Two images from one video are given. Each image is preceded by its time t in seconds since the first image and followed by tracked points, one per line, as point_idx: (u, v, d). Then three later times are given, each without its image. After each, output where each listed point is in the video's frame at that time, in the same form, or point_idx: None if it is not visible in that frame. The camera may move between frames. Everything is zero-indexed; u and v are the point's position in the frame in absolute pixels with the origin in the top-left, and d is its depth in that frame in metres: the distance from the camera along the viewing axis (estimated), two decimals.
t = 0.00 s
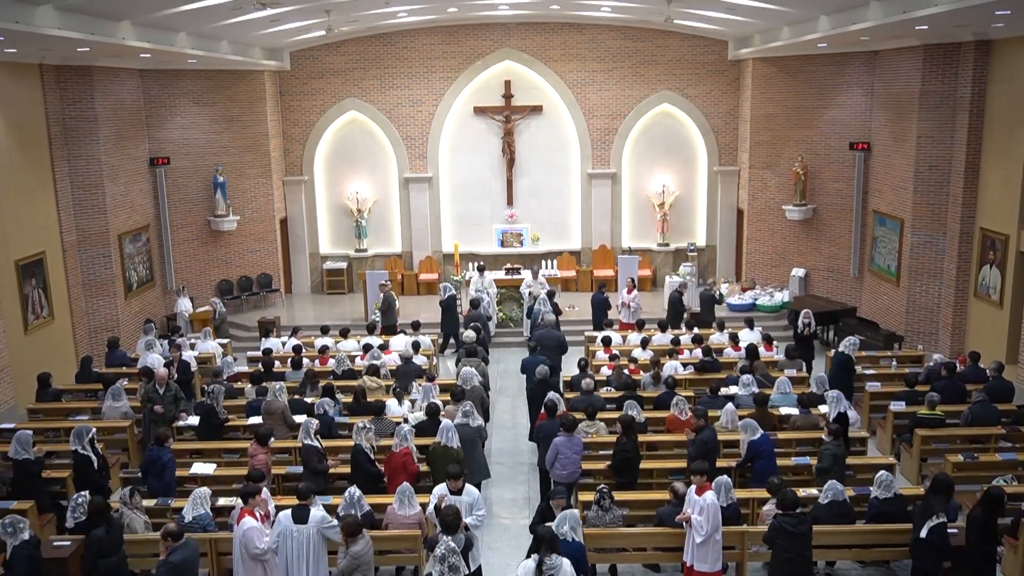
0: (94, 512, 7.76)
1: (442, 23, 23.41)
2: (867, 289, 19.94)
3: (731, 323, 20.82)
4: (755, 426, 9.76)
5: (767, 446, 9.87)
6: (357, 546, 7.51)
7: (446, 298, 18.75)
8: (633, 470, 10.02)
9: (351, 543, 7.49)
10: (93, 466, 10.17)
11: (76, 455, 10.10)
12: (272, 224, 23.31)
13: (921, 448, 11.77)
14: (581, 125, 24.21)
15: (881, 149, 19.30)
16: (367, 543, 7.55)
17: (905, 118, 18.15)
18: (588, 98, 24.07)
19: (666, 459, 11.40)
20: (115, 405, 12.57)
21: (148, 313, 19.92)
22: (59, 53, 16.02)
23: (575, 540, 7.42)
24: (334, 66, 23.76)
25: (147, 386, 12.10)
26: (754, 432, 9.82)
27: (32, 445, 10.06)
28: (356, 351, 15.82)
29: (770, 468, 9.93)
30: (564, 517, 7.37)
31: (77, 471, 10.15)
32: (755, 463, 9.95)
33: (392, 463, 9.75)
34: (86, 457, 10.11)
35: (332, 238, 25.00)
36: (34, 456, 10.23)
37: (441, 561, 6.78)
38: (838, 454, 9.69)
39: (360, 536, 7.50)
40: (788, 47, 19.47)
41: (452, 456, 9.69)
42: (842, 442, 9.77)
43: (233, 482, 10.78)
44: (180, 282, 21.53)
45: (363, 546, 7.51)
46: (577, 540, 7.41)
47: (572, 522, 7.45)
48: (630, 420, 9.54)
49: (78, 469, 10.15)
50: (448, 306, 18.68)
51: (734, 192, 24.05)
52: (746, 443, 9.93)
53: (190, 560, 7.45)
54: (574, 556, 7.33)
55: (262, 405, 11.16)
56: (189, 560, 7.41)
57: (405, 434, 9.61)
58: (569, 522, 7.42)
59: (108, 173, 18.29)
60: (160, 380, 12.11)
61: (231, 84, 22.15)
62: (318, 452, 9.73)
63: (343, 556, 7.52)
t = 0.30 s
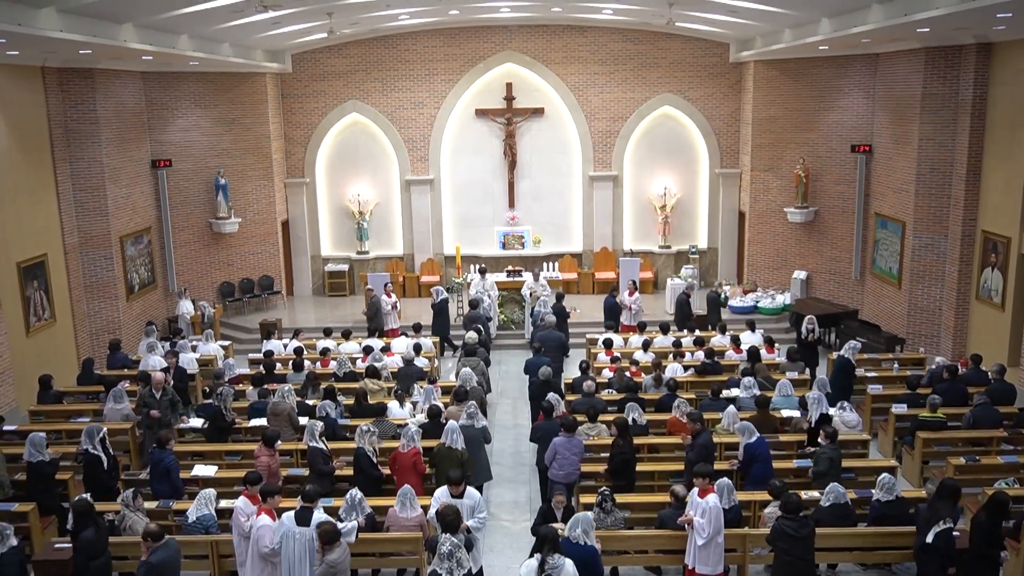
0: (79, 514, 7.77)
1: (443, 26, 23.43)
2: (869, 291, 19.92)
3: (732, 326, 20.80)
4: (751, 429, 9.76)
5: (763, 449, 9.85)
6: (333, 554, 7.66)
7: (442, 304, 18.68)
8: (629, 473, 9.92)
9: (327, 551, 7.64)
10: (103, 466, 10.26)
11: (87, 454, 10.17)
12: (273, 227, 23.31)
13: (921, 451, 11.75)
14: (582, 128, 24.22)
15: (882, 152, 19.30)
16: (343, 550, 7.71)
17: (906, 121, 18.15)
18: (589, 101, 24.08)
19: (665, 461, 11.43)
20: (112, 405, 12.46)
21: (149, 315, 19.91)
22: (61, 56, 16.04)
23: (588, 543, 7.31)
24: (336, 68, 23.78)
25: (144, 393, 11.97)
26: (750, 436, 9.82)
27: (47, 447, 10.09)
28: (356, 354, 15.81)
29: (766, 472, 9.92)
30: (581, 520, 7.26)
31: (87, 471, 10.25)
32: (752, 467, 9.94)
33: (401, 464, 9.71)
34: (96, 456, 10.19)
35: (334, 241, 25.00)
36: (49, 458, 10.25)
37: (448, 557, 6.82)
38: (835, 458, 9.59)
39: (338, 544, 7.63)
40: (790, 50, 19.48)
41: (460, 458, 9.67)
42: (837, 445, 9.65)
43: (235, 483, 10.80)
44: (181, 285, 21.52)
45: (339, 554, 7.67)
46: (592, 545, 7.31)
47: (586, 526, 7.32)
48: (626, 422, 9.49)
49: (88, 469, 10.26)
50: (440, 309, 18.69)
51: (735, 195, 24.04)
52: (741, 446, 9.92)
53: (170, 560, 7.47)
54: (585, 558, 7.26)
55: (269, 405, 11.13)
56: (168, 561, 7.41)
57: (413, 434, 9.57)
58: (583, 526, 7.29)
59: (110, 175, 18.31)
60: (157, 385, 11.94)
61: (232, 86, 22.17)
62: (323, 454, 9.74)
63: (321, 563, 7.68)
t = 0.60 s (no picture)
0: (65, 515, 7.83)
1: (443, 26, 23.44)
2: (869, 292, 19.91)
3: (732, 326, 20.80)
4: (739, 429, 9.67)
5: (752, 450, 9.76)
6: (309, 557, 7.44)
7: (432, 306, 18.73)
8: (621, 473, 9.84)
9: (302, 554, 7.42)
10: (112, 465, 10.25)
11: (96, 451, 10.14)
12: (273, 227, 23.30)
13: (922, 451, 11.75)
14: (582, 129, 24.23)
15: (882, 153, 19.30)
16: (320, 553, 7.47)
17: (906, 122, 18.15)
18: (590, 102, 24.09)
19: (666, 461, 11.45)
20: (111, 405, 12.35)
21: (149, 315, 19.91)
22: (60, 56, 16.04)
23: (601, 542, 7.29)
24: (336, 69, 23.78)
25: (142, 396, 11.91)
26: (738, 436, 9.73)
27: (57, 449, 10.00)
28: (356, 354, 15.81)
29: (756, 473, 9.76)
30: (596, 518, 7.21)
31: (95, 469, 10.23)
32: (741, 469, 9.79)
33: (410, 465, 9.71)
34: (104, 454, 10.18)
35: (334, 241, 25.00)
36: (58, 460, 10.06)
37: (447, 554, 6.78)
38: (828, 460, 9.65)
39: (312, 546, 7.42)
40: (790, 50, 19.48)
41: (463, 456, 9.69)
42: (831, 447, 9.71)
43: (235, 484, 10.81)
44: (181, 285, 21.51)
45: (315, 556, 7.44)
46: (599, 544, 7.27)
47: (597, 524, 7.28)
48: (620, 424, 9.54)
49: (96, 467, 10.25)
50: (431, 310, 18.76)
51: (736, 195, 24.04)
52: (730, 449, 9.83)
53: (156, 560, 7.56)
54: (594, 557, 7.25)
55: (270, 406, 10.97)
56: (154, 561, 7.52)
57: (420, 436, 9.57)
58: (593, 524, 7.27)
59: (110, 176, 18.31)
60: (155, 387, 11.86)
61: (232, 86, 22.17)
62: (331, 453, 9.77)
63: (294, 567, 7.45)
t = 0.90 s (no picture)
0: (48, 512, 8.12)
1: (443, 25, 23.43)
2: (869, 291, 19.92)
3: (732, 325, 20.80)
4: (728, 429, 9.68)
5: (742, 449, 9.75)
6: (285, 557, 7.60)
7: (421, 305, 18.71)
8: (611, 472, 9.85)
9: (278, 554, 7.59)
10: (118, 464, 10.22)
11: (104, 450, 10.08)
12: (273, 226, 23.29)
13: (922, 451, 11.74)
14: (582, 128, 24.23)
15: (882, 152, 19.29)
16: (296, 553, 7.63)
17: (907, 121, 18.14)
18: (589, 101, 24.08)
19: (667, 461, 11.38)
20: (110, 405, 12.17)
21: (149, 315, 19.91)
22: (60, 56, 16.03)
23: (608, 538, 7.49)
24: (335, 68, 23.78)
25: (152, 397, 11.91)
26: (727, 436, 9.74)
27: (65, 448, 9.97)
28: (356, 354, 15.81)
29: (747, 473, 9.73)
30: (603, 515, 7.43)
31: (101, 467, 10.20)
32: (733, 468, 9.76)
33: (422, 466, 9.67)
34: (112, 454, 10.14)
35: (334, 241, 25.00)
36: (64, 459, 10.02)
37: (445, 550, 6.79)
38: (823, 461, 9.68)
39: (289, 547, 7.59)
40: (790, 49, 19.47)
41: (467, 453, 9.95)
42: (823, 447, 9.78)
43: (235, 484, 10.79)
44: (181, 285, 21.51)
45: (291, 557, 7.60)
46: (605, 540, 7.48)
47: (605, 520, 7.49)
48: (611, 422, 9.65)
49: (102, 466, 10.21)
50: (421, 312, 18.77)
51: (736, 194, 24.03)
52: (719, 449, 9.82)
53: (140, 554, 7.77)
54: (601, 553, 7.47)
55: (275, 405, 11.08)
56: (139, 554, 7.72)
57: (431, 437, 9.49)
58: (602, 520, 7.49)
59: (110, 175, 18.31)
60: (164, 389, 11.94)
61: (232, 86, 22.16)
62: (337, 450, 9.79)
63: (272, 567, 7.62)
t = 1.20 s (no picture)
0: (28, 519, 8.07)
1: (442, 26, 23.44)
2: (868, 292, 19.93)
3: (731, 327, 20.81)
4: (721, 432, 9.61)
5: (736, 450, 9.69)
6: (260, 553, 7.94)
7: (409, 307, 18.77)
8: (605, 471, 9.89)
9: (252, 549, 7.95)
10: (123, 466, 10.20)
11: (109, 453, 10.10)
12: (273, 227, 23.29)
13: (921, 451, 11.73)
14: (582, 128, 24.23)
15: (881, 153, 19.31)
16: (270, 550, 7.98)
17: (906, 122, 18.16)
18: (589, 102, 24.09)
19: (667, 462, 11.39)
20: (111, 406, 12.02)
21: (149, 315, 19.92)
22: (59, 56, 16.02)
23: (619, 534, 7.52)
24: (335, 68, 23.78)
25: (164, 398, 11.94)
26: (720, 438, 9.68)
27: (73, 447, 9.92)
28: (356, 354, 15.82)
29: (741, 474, 9.66)
30: (617, 511, 7.44)
31: (107, 470, 10.16)
32: (727, 469, 9.67)
33: (429, 466, 9.65)
34: (118, 455, 10.14)
35: (333, 241, 25.00)
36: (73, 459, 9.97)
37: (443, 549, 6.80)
38: (816, 462, 9.72)
39: (265, 542, 7.95)
40: (789, 50, 19.48)
41: (469, 451, 10.15)
42: (816, 448, 9.78)
43: (235, 485, 10.83)
44: (180, 285, 21.51)
45: (264, 552, 7.95)
46: (617, 535, 7.51)
47: (618, 516, 7.50)
48: (604, 423, 9.72)
49: (108, 468, 10.18)
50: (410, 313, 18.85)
51: (735, 195, 24.03)
52: (711, 450, 9.76)
53: (125, 554, 7.78)
54: (614, 548, 7.52)
55: (281, 405, 11.12)
56: (123, 554, 7.73)
57: (439, 435, 9.52)
58: (615, 515, 7.49)
59: (109, 175, 18.31)
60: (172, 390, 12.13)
61: (231, 86, 22.16)
62: (340, 451, 9.79)
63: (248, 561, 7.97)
